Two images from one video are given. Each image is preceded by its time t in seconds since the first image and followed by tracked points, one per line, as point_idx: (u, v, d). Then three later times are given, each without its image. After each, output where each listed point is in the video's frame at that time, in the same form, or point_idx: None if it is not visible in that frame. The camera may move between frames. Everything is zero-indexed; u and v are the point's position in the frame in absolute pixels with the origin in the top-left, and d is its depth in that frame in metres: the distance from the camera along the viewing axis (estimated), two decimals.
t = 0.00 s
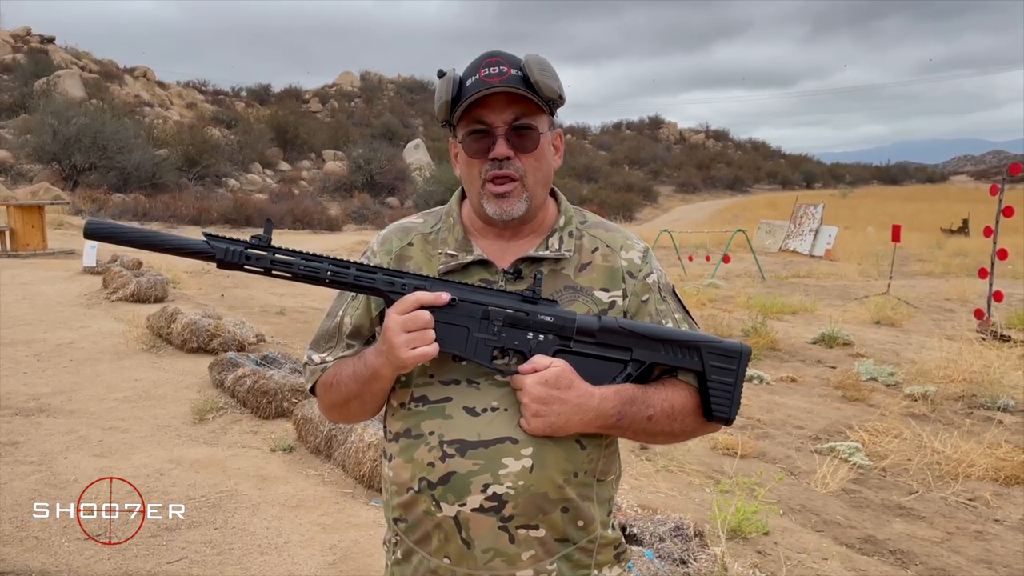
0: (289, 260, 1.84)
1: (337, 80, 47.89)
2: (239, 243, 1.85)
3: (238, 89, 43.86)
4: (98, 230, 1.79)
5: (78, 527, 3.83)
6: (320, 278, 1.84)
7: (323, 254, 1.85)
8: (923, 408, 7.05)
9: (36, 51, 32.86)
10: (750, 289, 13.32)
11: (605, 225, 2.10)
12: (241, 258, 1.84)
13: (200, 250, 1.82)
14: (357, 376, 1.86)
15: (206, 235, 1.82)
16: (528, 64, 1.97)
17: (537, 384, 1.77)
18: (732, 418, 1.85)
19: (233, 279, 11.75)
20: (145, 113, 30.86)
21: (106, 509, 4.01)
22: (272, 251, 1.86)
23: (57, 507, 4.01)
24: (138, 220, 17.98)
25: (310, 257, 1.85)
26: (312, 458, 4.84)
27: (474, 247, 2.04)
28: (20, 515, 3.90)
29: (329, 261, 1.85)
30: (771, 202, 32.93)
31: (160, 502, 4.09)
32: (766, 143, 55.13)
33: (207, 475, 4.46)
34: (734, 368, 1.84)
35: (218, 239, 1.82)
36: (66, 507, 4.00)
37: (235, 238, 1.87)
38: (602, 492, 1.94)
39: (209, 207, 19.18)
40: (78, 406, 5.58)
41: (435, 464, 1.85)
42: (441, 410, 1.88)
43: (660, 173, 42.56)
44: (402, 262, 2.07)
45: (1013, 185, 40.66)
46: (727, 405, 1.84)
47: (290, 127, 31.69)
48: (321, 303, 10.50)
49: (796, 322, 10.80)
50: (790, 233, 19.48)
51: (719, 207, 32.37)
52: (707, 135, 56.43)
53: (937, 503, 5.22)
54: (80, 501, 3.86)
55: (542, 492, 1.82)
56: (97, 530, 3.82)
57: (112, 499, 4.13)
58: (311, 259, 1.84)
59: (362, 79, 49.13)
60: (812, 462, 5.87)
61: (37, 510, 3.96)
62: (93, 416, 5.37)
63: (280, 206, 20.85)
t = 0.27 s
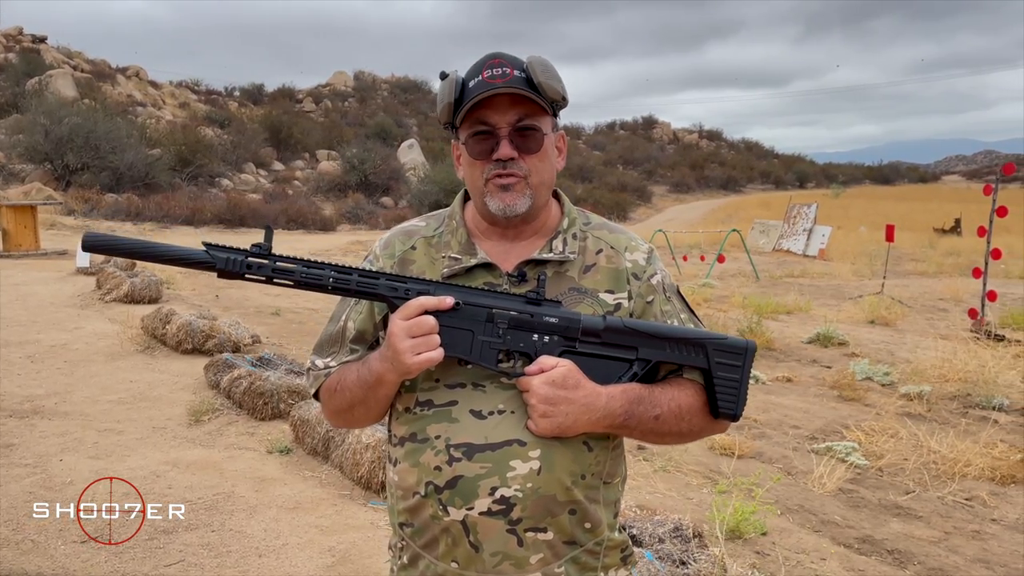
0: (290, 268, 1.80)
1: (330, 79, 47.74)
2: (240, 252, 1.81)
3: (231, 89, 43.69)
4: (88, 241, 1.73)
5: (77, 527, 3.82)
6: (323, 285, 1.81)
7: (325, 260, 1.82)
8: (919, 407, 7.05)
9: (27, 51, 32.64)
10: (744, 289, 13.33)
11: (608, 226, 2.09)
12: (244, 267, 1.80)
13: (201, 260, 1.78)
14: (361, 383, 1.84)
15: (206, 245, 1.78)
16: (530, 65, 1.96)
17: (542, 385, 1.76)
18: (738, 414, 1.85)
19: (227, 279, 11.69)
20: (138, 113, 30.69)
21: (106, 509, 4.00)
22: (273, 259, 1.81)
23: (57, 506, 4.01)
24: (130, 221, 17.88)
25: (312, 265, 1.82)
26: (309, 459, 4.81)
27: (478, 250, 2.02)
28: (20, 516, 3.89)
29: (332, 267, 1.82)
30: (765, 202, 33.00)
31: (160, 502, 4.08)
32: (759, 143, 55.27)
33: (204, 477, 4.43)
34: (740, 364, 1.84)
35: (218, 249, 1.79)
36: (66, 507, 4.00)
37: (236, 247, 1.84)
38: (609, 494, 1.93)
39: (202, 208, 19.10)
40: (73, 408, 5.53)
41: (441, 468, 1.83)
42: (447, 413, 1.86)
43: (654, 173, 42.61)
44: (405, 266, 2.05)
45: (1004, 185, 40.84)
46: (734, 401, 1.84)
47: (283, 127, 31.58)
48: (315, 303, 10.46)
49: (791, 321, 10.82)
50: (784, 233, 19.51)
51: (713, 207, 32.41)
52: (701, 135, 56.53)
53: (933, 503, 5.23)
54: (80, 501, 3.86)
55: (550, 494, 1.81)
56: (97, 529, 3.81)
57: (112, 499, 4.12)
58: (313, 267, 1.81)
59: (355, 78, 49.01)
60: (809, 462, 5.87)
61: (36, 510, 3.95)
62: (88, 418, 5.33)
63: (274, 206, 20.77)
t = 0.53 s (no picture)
0: (303, 269, 1.81)
1: (322, 79, 47.59)
2: (253, 252, 1.82)
3: (222, 88, 43.48)
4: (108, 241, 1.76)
5: (78, 527, 3.81)
6: (334, 287, 1.81)
7: (337, 262, 1.83)
8: (914, 407, 7.07)
9: (16, 50, 32.38)
10: (738, 289, 13.36)
11: (617, 229, 2.08)
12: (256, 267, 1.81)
13: (214, 260, 1.78)
14: (371, 386, 1.83)
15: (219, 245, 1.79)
16: (545, 69, 1.97)
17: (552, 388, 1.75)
18: (749, 417, 1.82)
19: (220, 280, 11.63)
20: (128, 113, 30.51)
21: (106, 510, 3.99)
22: (287, 260, 1.82)
23: (58, 506, 4.00)
24: (121, 221, 17.78)
25: (323, 266, 1.82)
26: (307, 461, 4.78)
27: (487, 253, 2.01)
28: (21, 516, 3.87)
29: (342, 269, 1.82)
30: (757, 202, 33.10)
31: (160, 503, 4.07)
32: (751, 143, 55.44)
33: (201, 479, 4.39)
34: (750, 367, 1.82)
35: (232, 249, 1.79)
36: (66, 507, 3.98)
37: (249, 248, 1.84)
38: (620, 497, 1.91)
39: (194, 208, 18.99)
40: (67, 410, 5.48)
41: (452, 471, 1.83)
42: (457, 416, 1.86)
43: (647, 173, 42.68)
44: (414, 270, 2.05)
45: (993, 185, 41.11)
46: (744, 404, 1.82)
47: (275, 127, 31.45)
48: (309, 304, 10.41)
49: (785, 321, 10.84)
50: (776, 233, 19.57)
51: (706, 207, 32.48)
52: (693, 135, 56.67)
53: (930, 502, 5.24)
54: (80, 501, 3.85)
55: (561, 497, 1.80)
56: (98, 531, 3.80)
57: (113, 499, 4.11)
58: (324, 269, 1.82)
59: (347, 78, 48.87)
60: (805, 461, 5.88)
61: (36, 510, 3.94)
62: (84, 420, 5.28)
63: (266, 206, 20.69)
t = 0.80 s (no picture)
0: (315, 269, 1.82)
1: (312, 78, 47.40)
2: (265, 253, 1.84)
3: (211, 88, 43.23)
4: (118, 243, 1.77)
5: (79, 527, 3.80)
6: (345, 287, 1.81)
7: (348, 262, 1.83)
8: (907, 405, 7.10)
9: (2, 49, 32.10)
10: (730, 288, 13.39)
11: (626, 228, 2.07)
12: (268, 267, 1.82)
13: (226, 261, 1.80)
14: (382, 385, 1.84)
15: (232, 247, 1.81)
16: (563, 70, 1.97)
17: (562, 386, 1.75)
18: (760, 415, 1.83)
19: (211, 280, 11.56)
20: (117, 112, 30.29)
21: (106, 510, 3.97)
22: (298, 261, 1.84)
23: (58, 507, 3.98)
24: (111, 222, 17.66)
25: (334, 266, 1.83)
26: (304, 462, 4.75)
27: (497, 253, 2.01)
28: (21, 516, 3.85)
29: (353, 269, 1.82)
30: (747, 201, 33.21)
31: (160, 502, 4.05)
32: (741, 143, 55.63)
33: (198, 480, 4.36)
34: (761, 365, 1.82)
35: (244, 250, 1.81)
36: (66, 508, 3.97)
37: (260, 249, 1.86)
38: (630, 496, 1.92)
39: (184, 207, 18.88)
40: (61, 411, 5.43)
41: (463, 470, 1.83)
42: (468, 415, 1.86)
43: (638, 173, 42.75)
44: (425, 270, 2.05)
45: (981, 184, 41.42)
46: (755, 402, 1.83)
47: (266, 126, 31.30)
48: (302, 304, 10.36)
49: (778, 320, 10.87)
50: (767, 233, 19.63)
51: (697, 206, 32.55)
52: (684, 135, 56.80)
53: (925, 500, 5.26)
54: (80, 501, 3.83)
55: (572, 495, 1.80)
56: (99, 531, 3.77)
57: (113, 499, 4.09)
58: (335, 269, 1.82)
59: (337, 77, 48.70)
60: (801, 459, 5.90)
61: (36, 510, 3.92)
62: (78, 421, 5.23)
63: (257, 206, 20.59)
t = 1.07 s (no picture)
0: (321, 271, 1.82)
1: (302, 77, 47.20)
2: (272, 255, 1.82)
3: (200, 87, 42.97)
4: (126, 246, 1.75)
5: (79, 527, 3.78)
6: (353, 288, 1.82)
7: (355, 263, 1.83)
8: (899, 403, 7.13)
9: None
10: (721, 287, 13.43)
11: (632, 226, 2.08)
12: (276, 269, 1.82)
13: (234, 263, 1.79)
14: (390, 385, 1.85)
15: (240, 249, 1.80)
16: (565, 71, 1.95)
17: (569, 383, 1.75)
18: (768, 412, 1.83)
19: (202, 280, 11.49)
20: (105, 111, 30.06)
21: (106, 510, 3.95)
22: (306, 262, 1.83)
23: (58, 506, 3.96)
24: (99, 221, 17.52)
25: (342, 268, 1.83)
26: (299, 462, 4.73)
27: (503, 252, 2.01)
28: (21, 516, 3.83)
29: (360, 271, 1.83)
30: (737, 201, 33.33)
31: (160, 502, 4.03)
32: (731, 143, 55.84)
33: (193, 481, 4.33)
34: (769, 361, 1.82)
35: (252, 252, 1.80)
36: (66, 507, 3.95)
37: (268, 251, 1.85)
38: (638, 495, 1.93)
39: (173, 207, 18.77)
40: (53, 412, 5.38)
41: (473, 469, 1.85)
42: (477, 414, 1.87)
43: (629, 172, 42.83)
44: (432, 270, 2.06)
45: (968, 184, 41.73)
46: (763, 399, 1.82)
47: (255, 125, 31.14)
48: (293, 304, 10.30)
49: (769, 319, 10.91)
50: (758, 232, 19.70)
51: (687, 206, 32.63)
52: (674, 135, 56.96)
53: (918, 497, 5.29)
54: (80, 501, 3.81)
55: (581, 494, 1.81)
56: (99, 531, 3.75)
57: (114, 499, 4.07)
58: (343, 270, 1.82)
59: (327, 76, 48.50)
60: (794, 457, 5.92)
61: (36, 510, 3.90)
62: (70, 422, 5.19)
63: (247, 205, 20.47)
